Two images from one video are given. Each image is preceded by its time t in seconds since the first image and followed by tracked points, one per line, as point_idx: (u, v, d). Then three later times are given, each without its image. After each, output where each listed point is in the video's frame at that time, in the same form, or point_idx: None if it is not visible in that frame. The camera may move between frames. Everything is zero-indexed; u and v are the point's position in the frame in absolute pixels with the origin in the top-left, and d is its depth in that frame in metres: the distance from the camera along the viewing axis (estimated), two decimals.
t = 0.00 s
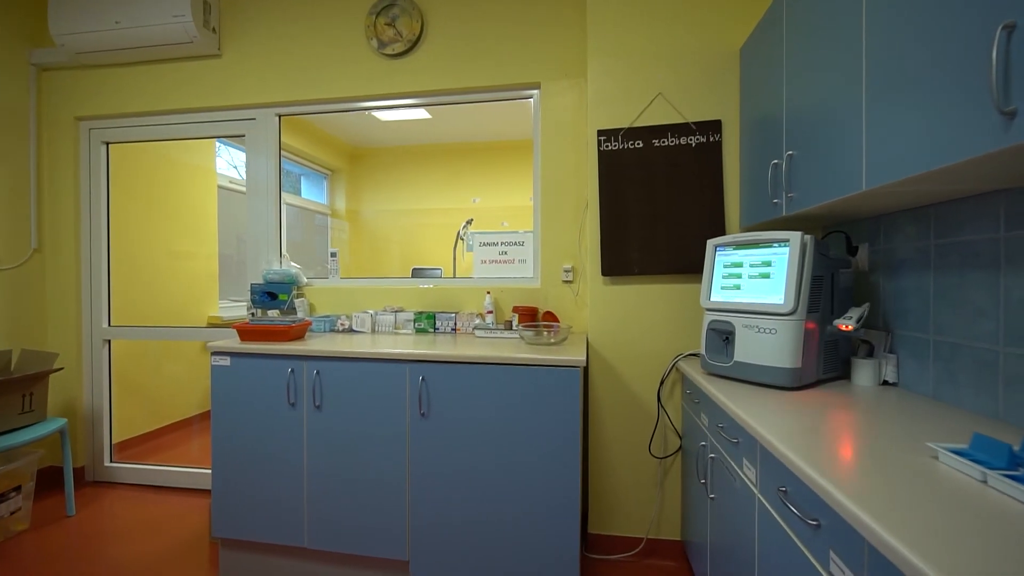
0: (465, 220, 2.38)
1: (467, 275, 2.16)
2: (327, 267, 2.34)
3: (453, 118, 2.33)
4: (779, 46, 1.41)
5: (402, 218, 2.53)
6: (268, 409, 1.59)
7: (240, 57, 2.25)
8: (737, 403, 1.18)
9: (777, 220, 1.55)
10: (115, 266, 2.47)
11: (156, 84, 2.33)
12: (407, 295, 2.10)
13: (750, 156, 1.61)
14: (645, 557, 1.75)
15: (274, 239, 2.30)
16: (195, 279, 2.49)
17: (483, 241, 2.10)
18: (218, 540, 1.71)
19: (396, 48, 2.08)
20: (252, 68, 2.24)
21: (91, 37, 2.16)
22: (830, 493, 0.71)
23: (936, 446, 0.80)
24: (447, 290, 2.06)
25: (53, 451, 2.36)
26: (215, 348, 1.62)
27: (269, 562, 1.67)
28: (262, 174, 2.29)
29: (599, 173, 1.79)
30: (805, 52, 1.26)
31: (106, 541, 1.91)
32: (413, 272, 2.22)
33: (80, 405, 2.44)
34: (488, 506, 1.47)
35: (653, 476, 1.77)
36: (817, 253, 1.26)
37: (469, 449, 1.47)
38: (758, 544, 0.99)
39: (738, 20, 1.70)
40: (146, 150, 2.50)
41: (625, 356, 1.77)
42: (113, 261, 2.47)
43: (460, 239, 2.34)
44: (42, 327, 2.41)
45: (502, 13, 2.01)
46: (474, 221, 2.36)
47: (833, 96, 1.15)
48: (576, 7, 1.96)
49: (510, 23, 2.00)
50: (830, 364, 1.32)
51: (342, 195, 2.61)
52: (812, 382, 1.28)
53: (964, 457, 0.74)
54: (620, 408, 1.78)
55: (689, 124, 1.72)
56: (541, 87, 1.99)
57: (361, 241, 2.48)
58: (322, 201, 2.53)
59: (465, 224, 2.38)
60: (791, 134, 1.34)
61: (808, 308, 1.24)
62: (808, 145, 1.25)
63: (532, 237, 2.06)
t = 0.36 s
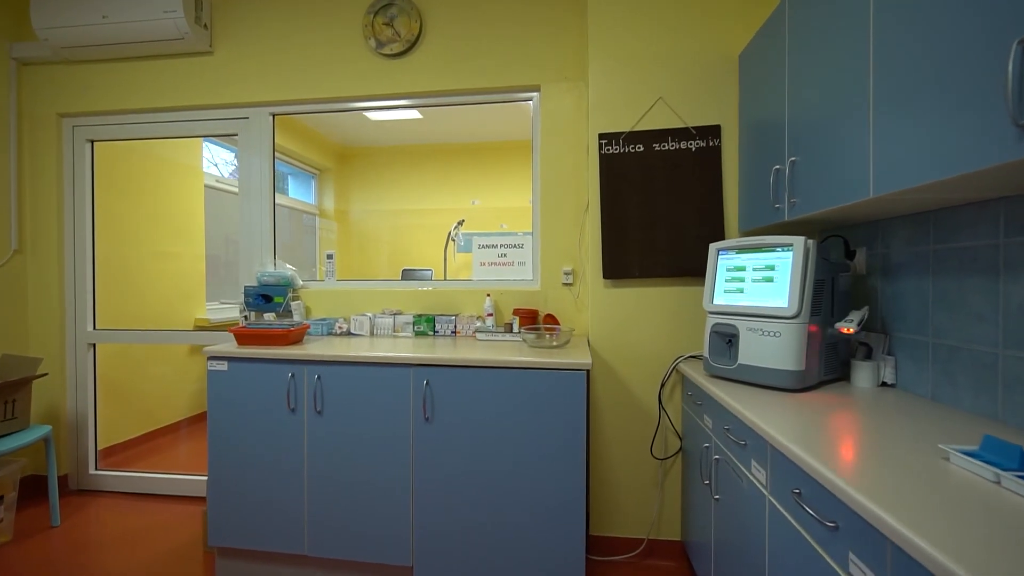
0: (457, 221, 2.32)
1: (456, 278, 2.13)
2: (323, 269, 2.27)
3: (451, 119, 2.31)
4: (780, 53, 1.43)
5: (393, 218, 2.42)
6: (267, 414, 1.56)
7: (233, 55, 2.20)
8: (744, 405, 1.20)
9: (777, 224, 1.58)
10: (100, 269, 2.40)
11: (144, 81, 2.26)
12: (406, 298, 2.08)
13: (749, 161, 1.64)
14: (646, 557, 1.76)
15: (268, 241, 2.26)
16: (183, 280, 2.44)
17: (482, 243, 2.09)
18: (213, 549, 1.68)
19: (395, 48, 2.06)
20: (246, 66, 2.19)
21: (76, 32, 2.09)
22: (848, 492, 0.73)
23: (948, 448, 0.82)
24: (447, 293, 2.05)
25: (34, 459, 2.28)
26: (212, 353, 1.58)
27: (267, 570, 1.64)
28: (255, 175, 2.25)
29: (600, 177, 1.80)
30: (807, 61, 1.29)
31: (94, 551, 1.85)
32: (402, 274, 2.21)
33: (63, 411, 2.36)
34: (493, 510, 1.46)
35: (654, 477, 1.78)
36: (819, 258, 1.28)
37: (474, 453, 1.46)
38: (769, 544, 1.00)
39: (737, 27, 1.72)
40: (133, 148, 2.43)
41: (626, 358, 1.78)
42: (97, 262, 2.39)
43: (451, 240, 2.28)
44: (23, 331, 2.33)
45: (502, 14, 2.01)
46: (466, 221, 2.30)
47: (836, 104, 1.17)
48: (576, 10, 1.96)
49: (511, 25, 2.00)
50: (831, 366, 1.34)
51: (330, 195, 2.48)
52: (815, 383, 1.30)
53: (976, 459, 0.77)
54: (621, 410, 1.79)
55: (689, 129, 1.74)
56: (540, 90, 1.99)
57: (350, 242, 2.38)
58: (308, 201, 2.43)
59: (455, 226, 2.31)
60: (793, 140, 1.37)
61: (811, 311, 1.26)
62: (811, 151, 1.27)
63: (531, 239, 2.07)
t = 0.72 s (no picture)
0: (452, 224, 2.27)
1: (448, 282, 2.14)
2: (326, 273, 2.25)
3: (453, 121, 2.30)
4: (787, 60, 1.45)
5: (388, 218, 2.37)
6: (274, 421, 1.54)
7: (232, 54, 2.16)
8: (758, 408, 1.21)
9: (782, 229, 1.60)
10: (92, 272, 2.34)
11: (139, 79, 2.21)
12: (409, 302, 2.06)
13: (755, 167, 1.66)
14: (653, 559, 1.77)
15: (268, 244, 2.22)
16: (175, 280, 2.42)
17: (487, 246, 2.08)
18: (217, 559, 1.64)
19: (399, 49, 2.04)
20: (245, 66, 2.16)
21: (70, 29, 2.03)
22: (874, 495, 0.75)
23: (968, 452, 0.84)
24: (451, 296, 2.04)
25: (24, 468, 2.22)
26: (216, 359, 1.55)
27: None
28: (254, 177, 2.21)
29: (607, 180, 1.80)
30: (816, 70, 1.31)
31: (90, 562, 1.81)
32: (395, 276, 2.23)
33: (53, 418, 2.30)
34: (504, 515, 1.45)
35: (660, 479, 1.79)
36: (828, 263, 1.30)
37: (485, 459, 1.46)
38: (788, 546, 1.02)
39: (742, 35, 1.74)
40: (126, 148, 2.37)
41: (632, 362, 1.79)
42: (89, 265, 2.34)
43: (445, 241, 2.25)
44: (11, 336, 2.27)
45: (507, 17, 2.00)
46: (460, 224, 2.27)
47: (847, 113, 1.18)
48: (582, 15, 1.97)
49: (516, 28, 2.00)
50: (838, 370, 1.36)
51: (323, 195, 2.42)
52: (824, 387, 1.32)
53: (997, 462, 0.79)
54: (628, 413, 1.80)
55: (695, 134, 1.76)
56: (546, 93, 1.99)
57: (344, 243, 2.34)
58: (300, 201, 2.36)
59: (450, 227, 2.28)
60: (801, 148, 1.38)
61: (822, 316, 1.28)
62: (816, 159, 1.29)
63: (536, 243, 2.06)
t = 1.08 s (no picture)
0: (452, 224, 2.28)
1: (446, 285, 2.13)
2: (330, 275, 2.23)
3: (459, 122, 2.27)
4: (803, 64, 1.44)
5: (386, 218, 2.38)
6: (281, 430, 1.50)
7: (233, 52, 2.11)
8: (780, 416, 1.20)
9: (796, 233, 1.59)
10: (87, 275, 2.28)
11: (136, 78, 2.16)
12: (415, 306, 2.02)
13: (768, 170, 1.65)
14: (665, 566, 1.75)
15: (270, 246, 2.18)
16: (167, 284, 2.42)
17: (494, 249, 2.06)
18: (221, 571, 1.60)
19: (405, 49, 2.00)
20: (247, 65, 2.11)
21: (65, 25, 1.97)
22: (916, 507, 0.73)
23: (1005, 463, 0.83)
24: (458, 300, 2.01)
25: (18, 477, 2.15)
26: (221, 366, 1.51)
27: None
28: (255, 178, 2.16)
29: (618, 183, 1.78)
30: (834, 73, 1.30)
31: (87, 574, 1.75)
32: (393, 278, 2.21)
33: (47, 425, 2.24)
34: (519, 524, 1.43)
35: (672, 484, 1.77)
36: (848, 269, 1.29)
37: (499, 468, 1.43)
38: (817, 558, 1.00)
39: (754, 37, 1.73)
40: (122, 148, 2.31)
41: (644, 367, 1.77)
42: (84, 267, 2.27)
43: (444, 241, 2.25)
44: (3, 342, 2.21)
45: (516, 18, 1.97)
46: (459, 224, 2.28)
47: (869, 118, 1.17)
48: (591, 16, 1.95)
49: (525, 29, 1.97)
50: (857, 376, 1.36)
51: (319, 195, 2.40)
52: (843, 394, 1.31)
53: None
54: (639, 419, 1.78)
55: (707, 137, 1.75)
56: (555, 95, 1.97)
57: (341, 242, 2.33)
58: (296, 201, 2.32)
59: (450, 227, 2.28)
60: (818, 152, 1.37)
61: (842, 322, 1.26)
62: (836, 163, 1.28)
63: (544, 246, 2.04)
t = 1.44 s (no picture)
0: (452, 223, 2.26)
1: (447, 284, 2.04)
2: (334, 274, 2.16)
3: (467, 117, 2.20)
4: (829, 52, 1.37)
5: (385, 217, 2.39)
6: (286, 436, 1.43)
7: (233, 43, 2.04)
8: (815, 421, 1.14)
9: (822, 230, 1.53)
10: (81, 274, 2.20)
11: (132, 70, 2.08)
12: (423, 305, 1.96)
13: (790, 165, 1.58)
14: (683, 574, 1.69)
15: (272, 244, 2.11)
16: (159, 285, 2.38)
17: (504, 247, 1.99)
18: None
19: (412, 40, 1.93)
20: (247, 56, 2.03)
21: (57, 13, 1.89)
22: (990, 525, 0.67)
23: None
24: (467, 299, 1.94)
25: (9, 483, 2.07)
26: (223, 369, 1.44)
27: None
28: (256, 174, 2.09)
29: (635, 179, 1.72)
30: (865, 60, 1.23)
31: None
32: (393, 277, 2.15)
33: (39, 429, 2.16)
34: (535, 533, 1.37)
35: (690, 490, 1.72)
36: (882, 266, 1.23)
37: (516, 475, 1.37)
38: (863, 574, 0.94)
39: (775, 27, 1.67)
40: (117, 143, 2.23)
41: (661, 368, 1.71)
42: (78, 267, 2.19)
43: (445, 240, 2.22)
44: None
45: (527, 8, 1.91)
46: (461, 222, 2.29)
47: (903, 106, 1.10)
48: (605, 5, 1.88)
49: (536, 19, 1.91)
50: (890, 378, 1.30)
51: (318, 193, 2.39)
52: (877, 397, 1.25)
53: None
54: (657, 422, 1.72)
55: (727, 130, 1.68)
56: (568, 87, 1.91)
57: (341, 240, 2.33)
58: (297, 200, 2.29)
59: (450, 226, 2.27)
60: (845, 143, 1.31)
61: (877, 322, 1.20)
62: (869, 156, 1.21)
63: (555, 244, 1.98)
